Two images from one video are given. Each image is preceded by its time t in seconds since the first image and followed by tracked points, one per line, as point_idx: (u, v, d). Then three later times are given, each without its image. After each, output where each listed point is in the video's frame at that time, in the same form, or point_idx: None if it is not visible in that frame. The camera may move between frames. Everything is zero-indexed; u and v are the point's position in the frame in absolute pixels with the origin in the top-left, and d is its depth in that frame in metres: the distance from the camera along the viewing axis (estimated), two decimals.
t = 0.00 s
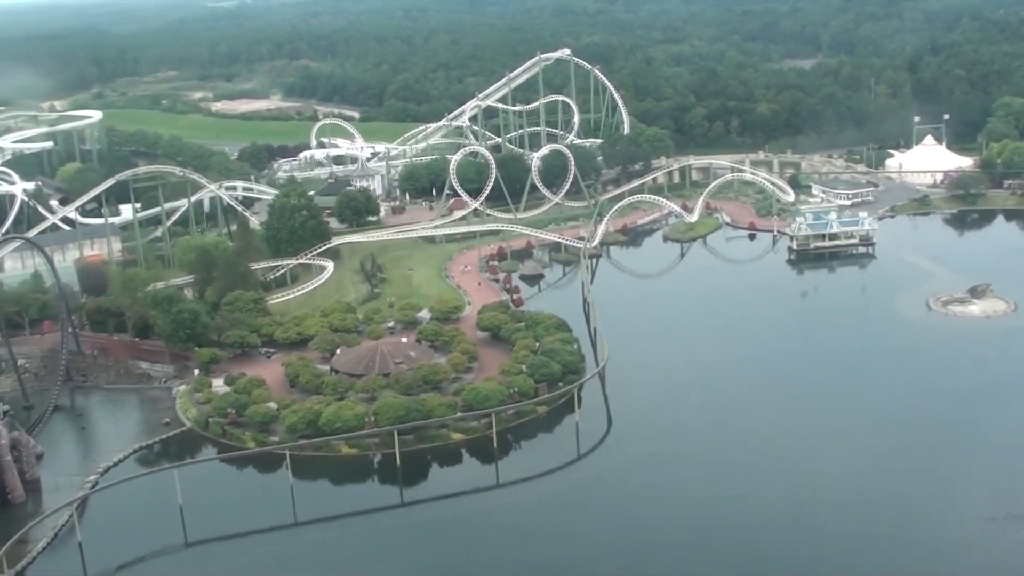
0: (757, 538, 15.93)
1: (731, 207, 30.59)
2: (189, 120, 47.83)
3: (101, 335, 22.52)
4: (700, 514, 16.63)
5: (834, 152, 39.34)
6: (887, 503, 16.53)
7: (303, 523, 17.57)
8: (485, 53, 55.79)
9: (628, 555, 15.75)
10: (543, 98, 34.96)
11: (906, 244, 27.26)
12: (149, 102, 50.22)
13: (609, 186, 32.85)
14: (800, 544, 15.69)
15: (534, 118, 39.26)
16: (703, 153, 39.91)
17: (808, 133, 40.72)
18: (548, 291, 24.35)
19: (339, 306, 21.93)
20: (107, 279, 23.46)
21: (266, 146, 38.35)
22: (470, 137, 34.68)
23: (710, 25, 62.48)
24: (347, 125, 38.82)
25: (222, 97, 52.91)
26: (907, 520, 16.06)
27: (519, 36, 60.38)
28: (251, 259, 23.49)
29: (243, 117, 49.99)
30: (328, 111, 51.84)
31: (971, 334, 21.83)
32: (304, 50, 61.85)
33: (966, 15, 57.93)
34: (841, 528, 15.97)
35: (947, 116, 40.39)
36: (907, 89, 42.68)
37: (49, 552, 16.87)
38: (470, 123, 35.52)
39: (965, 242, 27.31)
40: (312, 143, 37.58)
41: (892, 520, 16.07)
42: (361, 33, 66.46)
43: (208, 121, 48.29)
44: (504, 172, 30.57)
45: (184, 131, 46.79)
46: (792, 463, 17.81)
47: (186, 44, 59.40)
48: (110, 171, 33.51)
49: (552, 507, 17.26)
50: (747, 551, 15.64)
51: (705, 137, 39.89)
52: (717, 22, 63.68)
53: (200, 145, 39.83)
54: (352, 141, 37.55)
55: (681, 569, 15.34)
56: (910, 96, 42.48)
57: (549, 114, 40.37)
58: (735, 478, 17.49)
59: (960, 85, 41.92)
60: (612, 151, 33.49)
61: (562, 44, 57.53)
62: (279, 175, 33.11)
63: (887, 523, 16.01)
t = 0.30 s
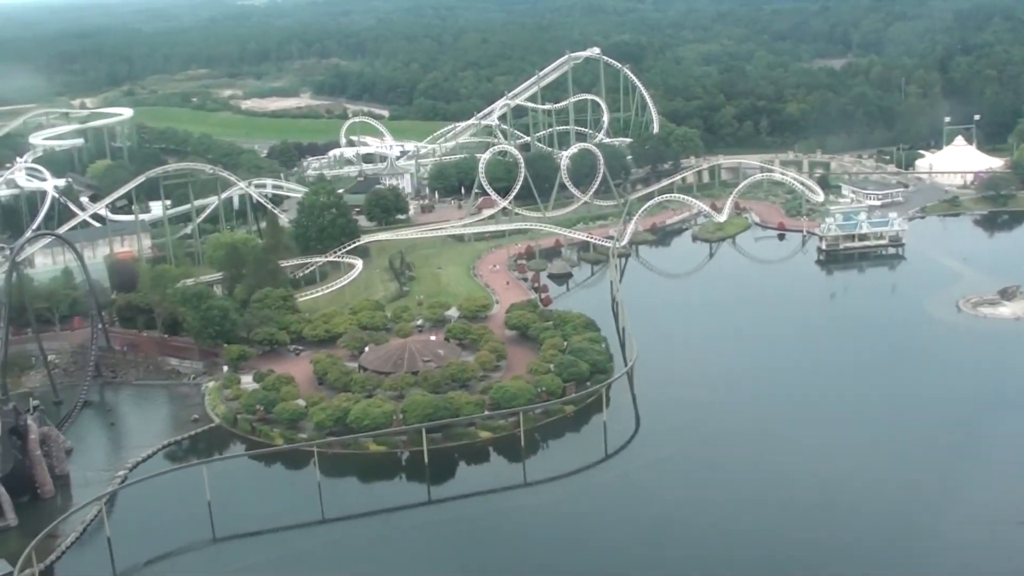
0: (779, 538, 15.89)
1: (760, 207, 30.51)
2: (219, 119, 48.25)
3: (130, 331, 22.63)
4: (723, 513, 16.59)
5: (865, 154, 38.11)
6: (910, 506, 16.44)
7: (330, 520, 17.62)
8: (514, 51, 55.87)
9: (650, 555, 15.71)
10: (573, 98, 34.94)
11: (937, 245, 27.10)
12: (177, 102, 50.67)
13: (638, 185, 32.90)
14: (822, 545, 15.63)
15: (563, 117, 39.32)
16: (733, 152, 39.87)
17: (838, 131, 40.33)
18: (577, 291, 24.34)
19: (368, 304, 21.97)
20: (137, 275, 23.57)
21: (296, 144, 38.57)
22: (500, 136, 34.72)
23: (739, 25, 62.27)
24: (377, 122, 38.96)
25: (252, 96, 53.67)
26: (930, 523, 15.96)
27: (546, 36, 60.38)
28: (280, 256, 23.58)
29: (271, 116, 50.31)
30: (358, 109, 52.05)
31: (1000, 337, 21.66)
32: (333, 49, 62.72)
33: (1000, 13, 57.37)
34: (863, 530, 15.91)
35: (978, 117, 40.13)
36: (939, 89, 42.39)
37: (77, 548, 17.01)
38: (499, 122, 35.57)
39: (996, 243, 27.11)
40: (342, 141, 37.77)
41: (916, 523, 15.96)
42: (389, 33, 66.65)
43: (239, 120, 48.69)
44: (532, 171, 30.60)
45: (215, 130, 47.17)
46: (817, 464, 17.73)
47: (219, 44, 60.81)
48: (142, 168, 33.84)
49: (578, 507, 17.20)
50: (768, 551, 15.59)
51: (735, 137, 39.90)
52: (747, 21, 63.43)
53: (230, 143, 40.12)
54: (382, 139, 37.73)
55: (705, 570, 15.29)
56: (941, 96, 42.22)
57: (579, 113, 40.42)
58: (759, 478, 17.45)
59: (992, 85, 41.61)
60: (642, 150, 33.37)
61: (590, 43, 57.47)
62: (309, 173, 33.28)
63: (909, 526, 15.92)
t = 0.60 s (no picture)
0: (799, 540, 15.84)
1: (789, 207, 30.41)
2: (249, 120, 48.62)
3: (159, 328, 22.74)
4: (744, 515, 16.55)
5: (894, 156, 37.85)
6: (932, 510, 16.31)
7: (358, 518, 17.66)
8: (543, 50, 55.90)
9: (670, 556, 15.71)
10: (602, 97, 34.90)
11: (967, 247, 26.93)
12: (205, 102, 51.08)
13: (667, 185, 32.90)
14: (841, 549, 15.55)
15: (592, 116, 39.36)
16: (761, 153, 39.76)
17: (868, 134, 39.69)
18: (605, 290, 24.31)
19: (396, 302, 22.00)
20: (167, 272, 23.69)
21: (325, 143, 38.74)
22: (528, 136, 34.74)
23: (769, 25, 62.00)
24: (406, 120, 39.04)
25: (282, 93, 54.84)
26: (950, 529, 15.83)
27: (573, 36, 60.31)
28: (309, 255, 23.67)
29: (299, 114, 50.53)
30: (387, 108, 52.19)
31: None
32: (363, 47, 63.81)
33: None
34: (883, 534, 15.80)
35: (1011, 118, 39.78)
36: (970, 90, 42.10)
37: (105, 545, 17.13)
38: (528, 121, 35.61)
39: None
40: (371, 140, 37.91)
41: (937, 528, 15.84)
42: (417, 33, 66.76)
43: (269, 120, 49.08)
44: (561, 171, 30.60)
45: (245, 129, 47.55)
46: (841, 467, 17.64)
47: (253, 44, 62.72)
48: (172, 166, 34.09)
49: (603, 507, 17.19)
50: (788, 553, 15.54)
51: (764, 137, 39.81)
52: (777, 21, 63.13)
53: (259, 141, 40.38)
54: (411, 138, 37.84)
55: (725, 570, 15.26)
56: (973, 96, 41.92)
57: (608, 112, 40.45)
58: (781, 479, 17.40)
59: None
60: (671, 150, 33.25)
61: (618, 41, 57.35)
62: (338, 171, 33.42)
63: (931, 531, 15.80)
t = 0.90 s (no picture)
0: (818, 540, 15.79)
1: (818, 207, 30.33)
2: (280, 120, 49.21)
3: (189, 324, 22.85)
4: (766, 515, 16.49)
5: (926, 156, 37.76)
6: (954, 515, 16.18)
7: (386, 515, 17.70)
8: (572, 49, 55.87)
9: (690, 554, 15.69)
10: (632, 96, 34.82)
11: (998, 248, 26.75)
12: (235, 100, 51.36)
13: (696, 185, 32.89)
14: (861, 550, 15.46)
15: (622, 115, 39.36)
16: (789, 152, 39.56)
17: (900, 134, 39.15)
18: (634, 290, 24.29)
19: (425, 300, 22.03)
20: (197, 269, 23.81)
21: (356, 141, 38.90)
22: (558, 135, 34.73)
23: (800, 25, 61.69)
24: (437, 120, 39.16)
25: (312, 92, 55.59)
26: (971, 535, 15.69)
27: (602, 35, 60.19)
28: (339, 252, 23.78)
29: (329, 112, 50.70)
30: (417, 106, 52.35)
31: None
32: (393, 46, 64.30)
33: None
34: (903, 538, 15.69)
35: None
36: (1002, 90, 41.75)
37: (134, 540, 17.23)
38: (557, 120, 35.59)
39: None
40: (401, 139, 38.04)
41: (952, 531, 15.78)
42: (445, 32, 66.86)
43: (301, 119, 49.62)
44: (591, 170, 30.58)
45: (276, 128, 48.08)
46: (866, 468, 17.54)
47: (283, 42, 63.84)
48: (204, 164, 34.36)
49: (630, 507, 17.16)
50: (807, 553, 15.48)
51: (793, 137, 39.69)
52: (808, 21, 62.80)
53: (290, 139, 40.60)
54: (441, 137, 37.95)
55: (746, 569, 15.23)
56: (1005, 96, 41.55)
57: (638, 111, 40.43)
58: (804, 479, 17.33)
59: None
60: (701, 149, 33.14)
61: (646, 39, 57.20)
62: (368, 170, 33.55)
63: (952, 536, 15.67)
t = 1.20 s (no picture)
0: (832, 544, 15.69)
1: (848, 207, 30.24)
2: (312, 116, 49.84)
3: (219, 320, 22.95)
4: (777, 513, 16.54)
5: (958, 156, 37.77)
6: (974, 526, 15.94)
7: (413, 512, 17.73)
8: (601, 46, 55.86)
9: (705, 554, 15.66)
10: (663, 94, 34.76)
11: None
12: (265, 96, 53.03)
13: (727, 184, 32.82)
14: (874, 556, 15.34)
15: (652, 114, 39.35)
16: (819, 152, 39.16)
17: (930, 134, 39.49)
18: (663, 289, 24.26)
19: (454, 297, 22.05)
20: (227, 265, 23.93)
21: (386, 138, 39.05)
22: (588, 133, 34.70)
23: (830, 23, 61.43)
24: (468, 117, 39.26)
25: (343, 88, 57.25)
26: (987, 547, 15.46)
27: (630, 32, 60.13)
28: (369, 249, 23.90)
29: (359, 109, 50.94)
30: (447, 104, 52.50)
31: None
32: (422, 43, 66.27)
33: None
34: (918, 547, 15.50)
35: None
36: None
37: (163, 533, 17.31)
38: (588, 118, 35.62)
39: None
40: (431, 136, 38.16)
41: (961, 534, 15.73)
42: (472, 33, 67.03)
43: (332, 116, 49.99)
44: (620, 168, 30.55)
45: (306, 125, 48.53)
46: (889, 474, 17.38)
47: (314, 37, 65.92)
48: (235, 159, 34.56)
49: (656, 505, 17.16)
50: (821, 557, 15.38)
51: (824, 137, 39.49)
52: (840, 19, 62.29)
53: (320, 135, 40.82)
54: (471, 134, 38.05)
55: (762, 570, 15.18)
56: None
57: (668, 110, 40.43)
58: (825, 483, 17.21)
59: None
60: (730, 149, 33.33)
61: (675, 37, 57.07)
62: (399, 167, 33.69)
63: (969, 547, 15.45)
